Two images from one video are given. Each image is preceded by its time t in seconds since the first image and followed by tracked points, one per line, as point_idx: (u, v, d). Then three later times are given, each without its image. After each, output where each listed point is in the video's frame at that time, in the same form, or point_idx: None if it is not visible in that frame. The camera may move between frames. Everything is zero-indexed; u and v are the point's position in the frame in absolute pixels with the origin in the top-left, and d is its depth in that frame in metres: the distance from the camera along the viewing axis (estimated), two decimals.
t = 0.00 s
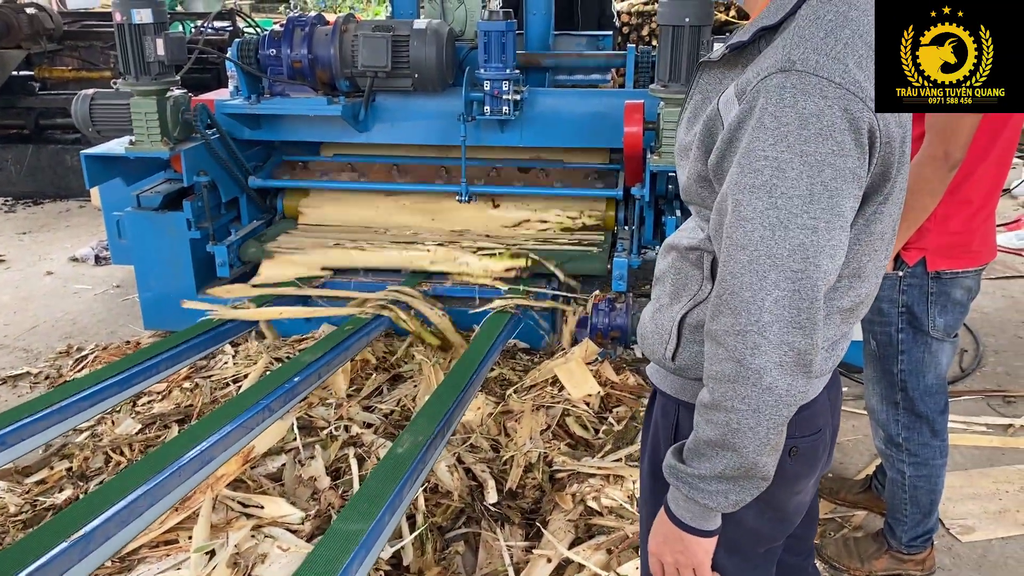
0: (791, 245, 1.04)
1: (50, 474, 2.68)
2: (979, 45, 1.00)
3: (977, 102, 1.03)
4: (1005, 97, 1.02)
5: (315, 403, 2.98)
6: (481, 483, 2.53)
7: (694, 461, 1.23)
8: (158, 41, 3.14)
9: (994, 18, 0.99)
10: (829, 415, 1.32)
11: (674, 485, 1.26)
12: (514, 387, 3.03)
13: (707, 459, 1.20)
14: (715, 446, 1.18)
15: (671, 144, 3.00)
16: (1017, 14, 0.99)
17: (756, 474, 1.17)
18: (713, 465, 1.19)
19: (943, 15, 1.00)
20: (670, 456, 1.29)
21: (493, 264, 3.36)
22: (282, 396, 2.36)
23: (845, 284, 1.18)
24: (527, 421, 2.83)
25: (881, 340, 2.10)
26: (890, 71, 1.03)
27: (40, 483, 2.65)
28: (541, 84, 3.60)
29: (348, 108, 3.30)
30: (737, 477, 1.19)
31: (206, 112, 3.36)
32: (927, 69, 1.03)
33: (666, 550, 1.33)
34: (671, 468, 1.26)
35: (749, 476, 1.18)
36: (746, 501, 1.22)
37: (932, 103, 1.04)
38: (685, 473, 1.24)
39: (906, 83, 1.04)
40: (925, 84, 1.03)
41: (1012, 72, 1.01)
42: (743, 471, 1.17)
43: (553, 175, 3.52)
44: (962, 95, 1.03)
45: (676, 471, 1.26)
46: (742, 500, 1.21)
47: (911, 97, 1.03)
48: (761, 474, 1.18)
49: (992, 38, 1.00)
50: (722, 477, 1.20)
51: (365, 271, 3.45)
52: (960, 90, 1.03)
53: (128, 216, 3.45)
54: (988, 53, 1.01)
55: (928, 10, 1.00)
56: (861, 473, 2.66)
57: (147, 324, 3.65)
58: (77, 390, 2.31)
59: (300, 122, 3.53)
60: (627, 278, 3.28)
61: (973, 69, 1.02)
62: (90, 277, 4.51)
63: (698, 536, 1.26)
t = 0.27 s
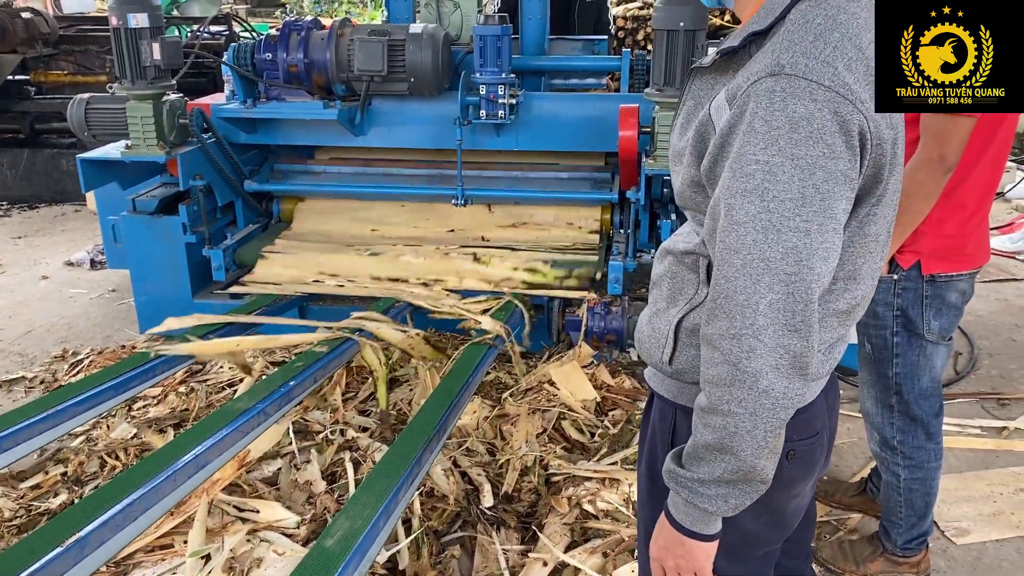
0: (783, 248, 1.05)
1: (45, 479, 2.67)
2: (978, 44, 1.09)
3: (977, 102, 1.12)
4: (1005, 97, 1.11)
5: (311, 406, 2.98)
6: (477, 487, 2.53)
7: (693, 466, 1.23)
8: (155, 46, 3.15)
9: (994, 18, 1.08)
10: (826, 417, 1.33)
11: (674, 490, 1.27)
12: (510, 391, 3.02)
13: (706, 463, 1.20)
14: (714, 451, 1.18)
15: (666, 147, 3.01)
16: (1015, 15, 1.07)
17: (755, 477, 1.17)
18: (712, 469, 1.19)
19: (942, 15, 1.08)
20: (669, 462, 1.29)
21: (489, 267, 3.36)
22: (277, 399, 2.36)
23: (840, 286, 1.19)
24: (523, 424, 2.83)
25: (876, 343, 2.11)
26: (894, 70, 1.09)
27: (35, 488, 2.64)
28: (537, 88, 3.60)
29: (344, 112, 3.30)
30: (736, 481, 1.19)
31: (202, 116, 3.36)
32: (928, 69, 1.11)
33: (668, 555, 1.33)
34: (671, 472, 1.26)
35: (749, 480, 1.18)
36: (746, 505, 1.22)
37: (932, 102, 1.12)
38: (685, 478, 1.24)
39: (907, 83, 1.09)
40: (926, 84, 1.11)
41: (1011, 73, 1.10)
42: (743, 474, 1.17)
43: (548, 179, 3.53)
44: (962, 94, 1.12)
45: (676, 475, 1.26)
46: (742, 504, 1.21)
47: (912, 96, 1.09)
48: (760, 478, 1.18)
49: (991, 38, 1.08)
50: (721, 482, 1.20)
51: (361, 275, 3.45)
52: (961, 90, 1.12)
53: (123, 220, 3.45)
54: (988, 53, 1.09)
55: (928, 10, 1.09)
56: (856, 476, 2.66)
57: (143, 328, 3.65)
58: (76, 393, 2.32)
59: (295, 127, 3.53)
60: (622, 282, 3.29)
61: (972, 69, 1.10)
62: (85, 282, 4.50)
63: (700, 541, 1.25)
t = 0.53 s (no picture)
0: (761, 245, 1.05)
1: (39, 483, 2.66)
2: (978, 44, 1.16)
3: (978, 101, 1.21)
4: (1005, 96, 1.20)
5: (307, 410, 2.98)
6: (472, 491, 2.52)
7: (679, 464, 1.24)
8: (150, 50, 3.15)
9: (993, 18, 1.15)
10: (821, 420, 1.33)
11: (660, 487, 1.27)
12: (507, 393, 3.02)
13: (691, 460, 1.21)
14: (697, 447, 1.19)
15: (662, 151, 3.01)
16: (1015, 17, 1.14)
17: (739, 474, 1.17)
18: (696, 466, 1.20)
19: (943, 15, 1.15)
20: (658, 459, 1.30)
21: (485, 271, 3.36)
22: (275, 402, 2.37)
23: (828, 287, 1.19)
24: (519, 428, 2.83)
25: (870, 347, 2.12)
26: (894, 69, 1.15)
27: (29, 492, 2.63)
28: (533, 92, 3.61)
29: (339, 115, 3.30)
30: (721, 478, 1.19)
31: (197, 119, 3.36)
32: (929, 67, 1.18)
33: (656, 553, 1.33)
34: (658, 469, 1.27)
35: (733, 477, 1.18)
36: (731, 502, 1.22)
37: (932, 100, 1.19)
38: (671, 474, 1.25)
39: (907, 84, 1.15)
40: (926, 84, 1.18)
41: (1011, 73, 1.19)
42: (726, 471, 1.17)
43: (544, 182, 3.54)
44: (963, 93, 1.20)
45: (662, 471, 1.26)
46: (727, 501, 1.21)
47: (912, 96, 1.14)
48: (744, 476, 1.19)
49: (991, 38, 1.16)
50: (706, 478, 1.20)
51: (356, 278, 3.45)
52: (961, 89, 1.20)
53: (119, 224, 3.44)
54: (988, 52, 1.17)
55: (929, 10, 1.15)
56: (851, 479, 2.67)
57: (138, 332, 3.64)
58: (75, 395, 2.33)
59: (291, 130, 3.53)
60: (618, 285, 3.30)
61: (973, 67, 1.19)
62: (80, 286, 4.49)
63: (689, 539, 1.26)
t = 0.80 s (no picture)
0: (750, 241, 1.06)
1: (38, 487, 2.65)
2: (979, 44, 1.10)
3: (977, 102, 1.13)
4: (1005, 96, 1.13)
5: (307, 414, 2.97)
6: (472, 494, 2.52)
7: (666, 455, 1.25)
8: (150, 53, 3.14)
9: (994, 18, 1.09)
10: (824, 423, 1.33)
11: (648, 478, 1.28)
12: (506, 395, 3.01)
13: (677, 451, 1.22)
14: (683, 439, 1.20)
15: (661, 154, 3.02)
16: (1017, 16, 1.08)
17: (723, 468, 1.18)
18: (681, 457, 1.21)
19: (943, 15, 1.10)
20: (647, 450, 1.31)
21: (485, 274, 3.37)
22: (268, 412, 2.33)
23: (826, 289, 1.19)
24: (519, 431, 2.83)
25: (870, 350, 2.12)
26: (895, 70, 1.11)
27: (28, 496, 2.63)
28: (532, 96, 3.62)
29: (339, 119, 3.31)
30: (706, 472, 1.20)
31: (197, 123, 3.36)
32: (930, 69, 1.13)
33: (644, 541, 1.33)
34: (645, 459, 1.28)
35: (718, 471, 1.19)
36: (717, 496, 1.23)
37: (932, 102, 1.13)
38: (658, 465, 1.26)
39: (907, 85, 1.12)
40: (926, 84, 1.13)
41: (1011, 72, 1.12)
42: (710, 465, 1.18)
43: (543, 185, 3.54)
44: (963, 94, 1.14)
45: (648, 460, 1.28)
46: (712, 494, 1.22)
47: (912, 96, 1.11)
48: (730, 470, 1.19)
49: (991, 39, 1.10)
50: (691, 471, 1.21)
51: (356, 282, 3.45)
52: (961, 90, 1.14)
53: (118, 227, 3.44)
54: (988, 53, 1.11)
55: (929, 9, 1.10)
56: (850, 482, 2.67)
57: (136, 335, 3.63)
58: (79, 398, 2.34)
59: (291, 133, 3.53)
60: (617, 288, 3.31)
61: (974, 69, 1.13)
62: (79, 289, 4.48)
63: (675, 530, 1.27)
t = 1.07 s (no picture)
0: (752, 242, 1.06)
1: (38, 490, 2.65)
2: (978, 44, 1.08)
3: (977, 102, 1.11)
4: (1005, 96, 1.10)
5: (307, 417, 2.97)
6: (473, 497, 2.52)
7: (660, 452, 1.25)
8: (151, 56, 3.14)
9: (993, 18, 1.07)
10: (826, 427, 1.33)
11: (641, 474, 1.28)
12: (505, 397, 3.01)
13: (671, 448, 1.22)
14: (678, 436, 1.20)
15: (661, 157, 3.02)
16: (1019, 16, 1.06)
17: (717, 467, 1.19)
18: (675, 454, 1.21)
19: (942, 15, 1.08)
20: (642, 445, 1.31)
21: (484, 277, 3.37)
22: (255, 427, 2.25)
23: (829, 293, 1.19)
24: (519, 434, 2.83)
25: (871, 352, 2.12)
26: (892, 70, 1.09)
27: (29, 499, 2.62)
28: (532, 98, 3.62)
29: (339, 121, 3.31)
30: (699, 470, 1.20)
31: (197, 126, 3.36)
32: (930, 69, 1.11)
33: (635, 535, 1.34)
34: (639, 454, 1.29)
35: (711, 469, 1.19)
36: (709, 495, 1.23)
37: (933, 102, 1.11)
38: (651, 461, 1.26)
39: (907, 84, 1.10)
40: (926, 84, 1.11)
41: (1011, 73, 1.10)
42: (704, 463, 1.19)
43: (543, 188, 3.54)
44: (963, 94, 1.11)
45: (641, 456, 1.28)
46: (704, 492, 1.22)
47: (911, 96, 1.09)
48: (723, 470, 1.20)
49: (991, 39, 1.08)
50: (685, 469, 1.21)
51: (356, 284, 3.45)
52: (961, 90, 1.11)
53: (117, 229, 3.44)
54: (988, 53, 1.09)
55: (928, 10, 1.08)
56: (851, 484, 2.67)
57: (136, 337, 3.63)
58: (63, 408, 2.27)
59: (291, 136, 3.53)
60: (617, 291, 3.32)
61: (974, 69, 1.10)
62: (79, 292, 4.48)
63: (666, 526, 1.28)
